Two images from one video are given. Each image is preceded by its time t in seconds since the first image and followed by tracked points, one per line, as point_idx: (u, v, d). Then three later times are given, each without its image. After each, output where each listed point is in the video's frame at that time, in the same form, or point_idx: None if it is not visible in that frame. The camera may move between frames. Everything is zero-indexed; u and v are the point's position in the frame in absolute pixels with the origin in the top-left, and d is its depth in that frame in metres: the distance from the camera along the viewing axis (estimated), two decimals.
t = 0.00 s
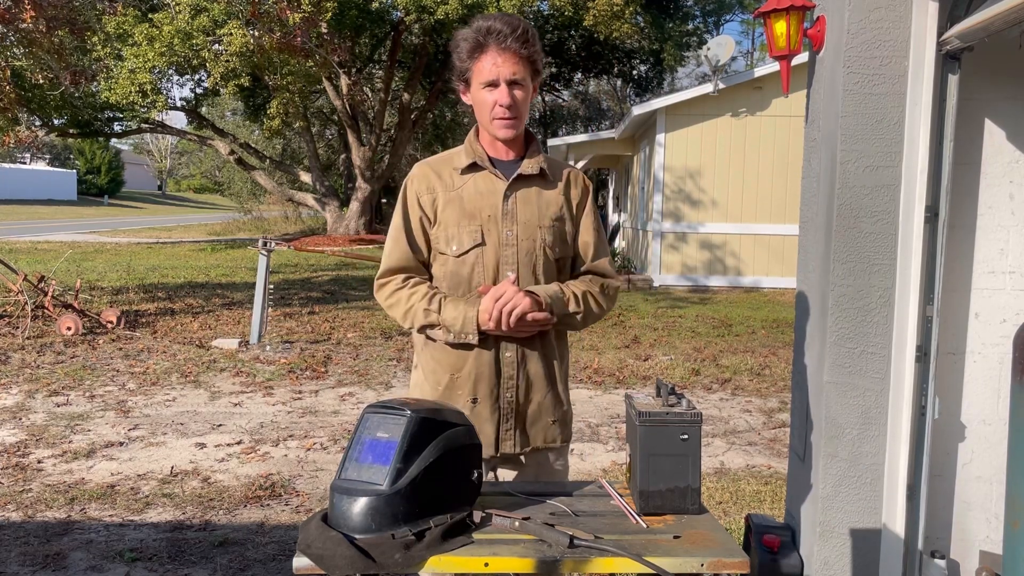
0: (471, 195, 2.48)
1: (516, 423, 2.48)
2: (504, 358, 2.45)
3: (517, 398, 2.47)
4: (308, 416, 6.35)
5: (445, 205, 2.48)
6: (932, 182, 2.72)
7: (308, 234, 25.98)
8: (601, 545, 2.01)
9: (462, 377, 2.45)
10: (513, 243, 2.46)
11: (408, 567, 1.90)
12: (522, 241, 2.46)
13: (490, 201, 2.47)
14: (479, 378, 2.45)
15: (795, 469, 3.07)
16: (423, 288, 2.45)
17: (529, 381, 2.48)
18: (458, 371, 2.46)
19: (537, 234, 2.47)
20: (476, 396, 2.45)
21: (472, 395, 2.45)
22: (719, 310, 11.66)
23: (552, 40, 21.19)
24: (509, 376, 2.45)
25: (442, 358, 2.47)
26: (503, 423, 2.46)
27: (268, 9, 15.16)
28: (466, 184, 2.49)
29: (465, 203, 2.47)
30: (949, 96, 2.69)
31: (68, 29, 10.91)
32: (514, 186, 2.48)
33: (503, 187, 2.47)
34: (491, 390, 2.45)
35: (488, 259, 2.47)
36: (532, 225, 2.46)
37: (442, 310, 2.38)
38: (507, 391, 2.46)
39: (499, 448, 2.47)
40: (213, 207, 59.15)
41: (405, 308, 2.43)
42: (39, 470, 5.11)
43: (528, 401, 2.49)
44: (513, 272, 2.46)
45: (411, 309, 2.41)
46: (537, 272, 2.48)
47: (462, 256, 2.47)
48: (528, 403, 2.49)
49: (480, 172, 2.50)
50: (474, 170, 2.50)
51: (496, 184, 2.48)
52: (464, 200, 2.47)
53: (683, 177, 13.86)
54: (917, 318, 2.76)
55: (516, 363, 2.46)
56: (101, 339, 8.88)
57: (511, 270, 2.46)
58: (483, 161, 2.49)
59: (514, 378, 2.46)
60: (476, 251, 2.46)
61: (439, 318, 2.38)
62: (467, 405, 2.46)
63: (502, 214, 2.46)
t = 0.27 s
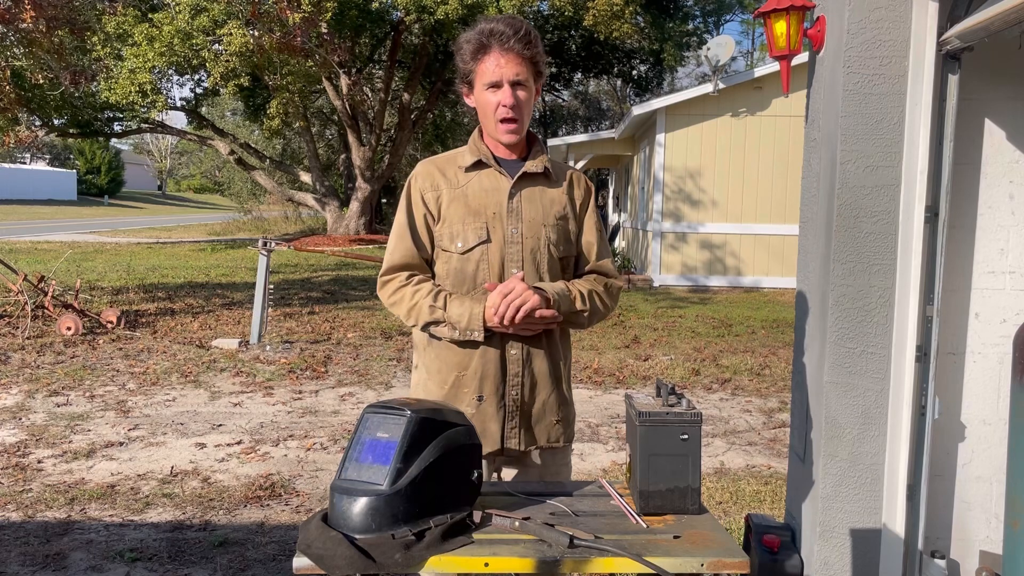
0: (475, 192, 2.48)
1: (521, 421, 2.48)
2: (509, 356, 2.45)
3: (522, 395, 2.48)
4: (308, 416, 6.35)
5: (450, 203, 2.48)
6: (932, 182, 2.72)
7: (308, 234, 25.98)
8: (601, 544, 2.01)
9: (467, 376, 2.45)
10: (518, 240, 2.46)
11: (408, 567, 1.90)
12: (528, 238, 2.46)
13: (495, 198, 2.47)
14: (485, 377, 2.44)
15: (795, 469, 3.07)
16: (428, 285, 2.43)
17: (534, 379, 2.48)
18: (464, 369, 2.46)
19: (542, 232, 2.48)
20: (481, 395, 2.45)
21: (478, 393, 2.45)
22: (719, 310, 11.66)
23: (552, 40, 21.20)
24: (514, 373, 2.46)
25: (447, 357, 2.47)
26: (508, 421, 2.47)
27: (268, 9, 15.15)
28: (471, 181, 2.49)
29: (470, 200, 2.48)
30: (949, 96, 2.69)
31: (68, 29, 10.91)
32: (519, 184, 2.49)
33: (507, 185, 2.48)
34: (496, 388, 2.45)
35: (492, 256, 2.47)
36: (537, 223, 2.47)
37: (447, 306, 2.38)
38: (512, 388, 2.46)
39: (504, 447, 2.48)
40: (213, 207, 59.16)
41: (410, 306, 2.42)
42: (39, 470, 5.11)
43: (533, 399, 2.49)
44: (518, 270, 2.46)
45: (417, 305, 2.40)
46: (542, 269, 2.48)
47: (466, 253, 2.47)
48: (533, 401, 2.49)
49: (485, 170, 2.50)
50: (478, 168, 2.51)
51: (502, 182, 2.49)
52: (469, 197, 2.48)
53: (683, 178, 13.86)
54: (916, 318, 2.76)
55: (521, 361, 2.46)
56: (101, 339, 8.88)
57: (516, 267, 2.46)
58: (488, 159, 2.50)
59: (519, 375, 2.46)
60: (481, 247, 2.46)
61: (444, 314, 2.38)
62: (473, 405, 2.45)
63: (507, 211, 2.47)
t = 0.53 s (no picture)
0: (481, 191, 2.48)
1: (524, 418, 2.49)
2: (514, 354, 2.45)
3: (526, 394, 2.48)
4: (308, 416, 6.35)
5: (455, 202, 2.47)
6: (932, 183, 2.72)
7: (308, 234, 25.99)
8: (600, 544, 2.01)
9: (472, 375, 2.45)
10: (524, 238, 2.47)
11: (409, 567, 1.90)
12: (533, 237, 2.48)
13: (500, 198, 2.48)
14: (490, 376, 2.44)
15: (795, 469, 3.07)
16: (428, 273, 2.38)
17: (538, 378, 2.49)
18: (469, 367, 2.45)
19: (546, 231, 2.50)
20: (487, 394, 2.44)
21: (483, 392, 2.44)
22: (719, 310, 11.66)
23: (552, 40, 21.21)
24: (519, 372, 2.46)
25: (452, 356, 2.46)
26: (513, 419, 2.47)
27: (269, 8, 15.15)
28: (476, 180, 2.49)
29: (475, 199, 2.47)
30: (949, 96, 2.69)
31: (68, 29, 10.91)
32: (524, 184, 2.49)
33: (512, 185, 2.49)
34: (502, 386, 2.45)
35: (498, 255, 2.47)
36: (541, 223, 2.49)
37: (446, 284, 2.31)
38: (517, 386, 2.46)
39: (509, 444, 2.48)
40: (213, 207, 59.15)
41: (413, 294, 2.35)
42: (39, 470, 5.11)
43: (536, 397, 2.50)
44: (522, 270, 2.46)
45: (417, 290, 2.34)
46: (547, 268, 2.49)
47: (472, 251, 2.46)
48: (537, 398, 2.50)
49: (490, 169, 2.50)
50: (483, 167, 2.51)
51: (506, 181, 2.49)
52: (474, 196, 2.48)
53: (683, 177, 13.86)
54: (917, 318, 2.76)
55: (525, 360, 2.46)
56: (101, 339, 8.87)
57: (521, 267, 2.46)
58: (492, 159, 2.50)
59: (523, 373, 2.46)
60: (486, 246, 2.46)
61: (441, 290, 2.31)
62: (478, 403, 2.45)
63: (512, 211, 2.48)
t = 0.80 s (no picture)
0: (484, 190, 2.49)
1: (531, 417, 2.50)
2: (521, 354, 2.46)
3: (532, 393, 2.49)
4: (308, 416, 6.35)
5: (460, 201, 2.47)
6: (932, 182, 2.72)
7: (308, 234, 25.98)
8: (601, 544, 2.01)
9: (481, 375, 2.45)
10: (529, 237, 2.48)
11: (408, 567, 1.90)
12: (537, 236, 2.49)
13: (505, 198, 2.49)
14: (499, 375, 2.44)
15: (795, 469, 3.07)
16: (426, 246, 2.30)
17: (544, 376, 2.51)
18: (477, 367, 2.45)
19: (550, 231, 2.51)
20: (497, 394, 2.45)
21: (493, 392, 2.45)
22: (719, 310, 11.66)
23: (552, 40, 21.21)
24: (526, 372, 2.46)
25: (457, 356, 2.45)
26: (521, 419, 2.48)
27: (269, 9, 15.15)
28: (479, 181, 2.49)
29: (480, 199, 2.48)
30: (949, 96, 2.69)
31: (68, 29, 10.92)
32: (527, 185, 2.51)
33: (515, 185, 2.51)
34: (511, 386, 2.46)
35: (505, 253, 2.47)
36: (545, 222, 2.50)
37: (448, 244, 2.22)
38: (524, 386, 2.47)
39: (518, 444, 2.48)
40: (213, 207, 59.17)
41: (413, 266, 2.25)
42: (39, 470, 5.11)
43: (542, 396, 2.51)
44: (530, 269, 2.47)
45: (418, 260, 2.25)
46: (552, 266, 2.51)
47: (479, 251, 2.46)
48: (544, 397, 2.51)
49: (492, 170, 2.51)
50: (486, 167, 2.51)
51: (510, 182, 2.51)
52: (479, 196, 2.48)
53: (683, 177, 13.86)
54: (917, 318, 2.76)
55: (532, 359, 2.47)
56: (101, 339, 8.88)
57: (527, 266, 2.46)
58: (495, 159, 2.50)
59: (530, 372, 2.47)
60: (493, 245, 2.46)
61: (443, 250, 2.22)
62: (489, 404, 2.45)
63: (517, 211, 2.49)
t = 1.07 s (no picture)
0: (486, 190, 2.49)
1: (535, 416, 2.50)
2: (524, 354, 2.46)
3: (536, 392, 2.50)
4: (308, 416, 6.35)
5: (462, 202, 2.47)
6: (932, 183, 2.72)
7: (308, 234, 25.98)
8: (601, 544, 2.01)
9: (486, 375, 2.44)
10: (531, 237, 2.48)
11: (408, 567, 1.90)
12: (540, 236, 2.49)
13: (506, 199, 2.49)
14: (503, 375, 2.44)
15: (795, 470, 3.07)
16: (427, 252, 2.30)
17: (547, 375, 2.51)
18: (481, 367, 2.45)
19: (551, 231, 2.52)
20: (502, 393, 2.45)
21: (498, 391, 2.45)
22: (719, 310, 11.66)
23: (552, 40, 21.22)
24: (530, 371, 2.47)
25: (461, 356, 2.45)
26: (526, 419, 2.48)
27: (269, 9, 15.15)
28: (481, 180, 2.50)
29: (482, 199, 2.48)
30: (949, 96, 2.69)
31: (69, 29, 10.92)
32: (529, 185, 2.52)
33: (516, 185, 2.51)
34: (515, 386, 2.46)
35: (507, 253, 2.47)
36: (547, 222, 2.51)
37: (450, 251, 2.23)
38: (528, 386, 2.47)
39: (522, 444, 2.48)
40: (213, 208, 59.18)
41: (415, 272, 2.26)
42: (39, 470, 5.11)
43: (545, 395, 2.52)
44: (531, 270, 2.47)
45: (420, 265, 2.25)
46: (554, 265, 2.52)
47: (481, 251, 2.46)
48: (547, 395, 2.52)
49: (494, 169, 2.51)
50: (487, 167, 2.51)
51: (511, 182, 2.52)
52: (481, 195, 2.49)
53: (683, 177, 13.85)
54: (917, 319, 2.76)
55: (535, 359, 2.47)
56: (101, 339, 8.88)
57: (529, 266, 2.47)
58: (497, 159, 2.51)
59: (534, 372, 2.47)
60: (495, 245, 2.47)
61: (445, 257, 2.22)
62: (494, 403, 2.45)
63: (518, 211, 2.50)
